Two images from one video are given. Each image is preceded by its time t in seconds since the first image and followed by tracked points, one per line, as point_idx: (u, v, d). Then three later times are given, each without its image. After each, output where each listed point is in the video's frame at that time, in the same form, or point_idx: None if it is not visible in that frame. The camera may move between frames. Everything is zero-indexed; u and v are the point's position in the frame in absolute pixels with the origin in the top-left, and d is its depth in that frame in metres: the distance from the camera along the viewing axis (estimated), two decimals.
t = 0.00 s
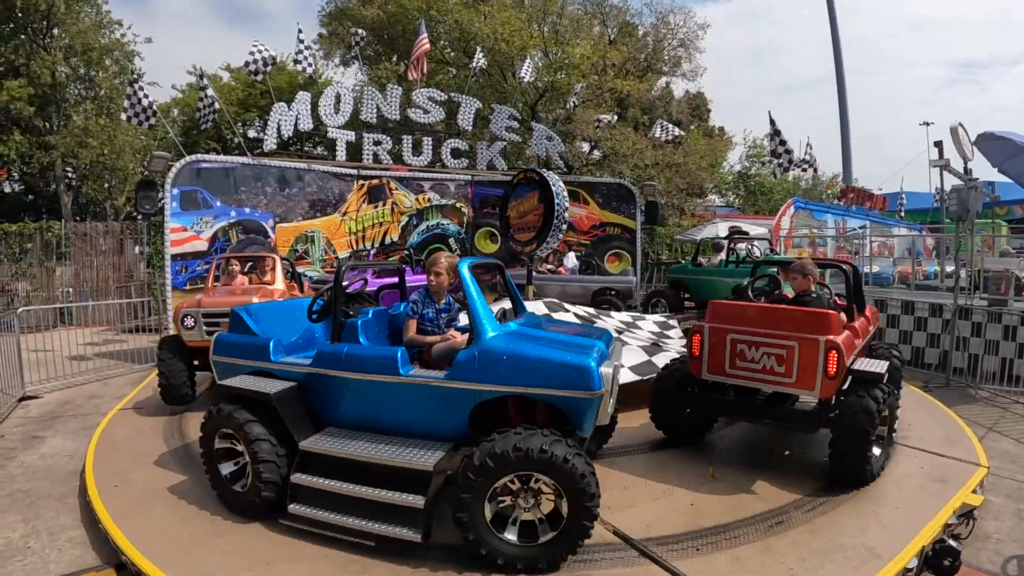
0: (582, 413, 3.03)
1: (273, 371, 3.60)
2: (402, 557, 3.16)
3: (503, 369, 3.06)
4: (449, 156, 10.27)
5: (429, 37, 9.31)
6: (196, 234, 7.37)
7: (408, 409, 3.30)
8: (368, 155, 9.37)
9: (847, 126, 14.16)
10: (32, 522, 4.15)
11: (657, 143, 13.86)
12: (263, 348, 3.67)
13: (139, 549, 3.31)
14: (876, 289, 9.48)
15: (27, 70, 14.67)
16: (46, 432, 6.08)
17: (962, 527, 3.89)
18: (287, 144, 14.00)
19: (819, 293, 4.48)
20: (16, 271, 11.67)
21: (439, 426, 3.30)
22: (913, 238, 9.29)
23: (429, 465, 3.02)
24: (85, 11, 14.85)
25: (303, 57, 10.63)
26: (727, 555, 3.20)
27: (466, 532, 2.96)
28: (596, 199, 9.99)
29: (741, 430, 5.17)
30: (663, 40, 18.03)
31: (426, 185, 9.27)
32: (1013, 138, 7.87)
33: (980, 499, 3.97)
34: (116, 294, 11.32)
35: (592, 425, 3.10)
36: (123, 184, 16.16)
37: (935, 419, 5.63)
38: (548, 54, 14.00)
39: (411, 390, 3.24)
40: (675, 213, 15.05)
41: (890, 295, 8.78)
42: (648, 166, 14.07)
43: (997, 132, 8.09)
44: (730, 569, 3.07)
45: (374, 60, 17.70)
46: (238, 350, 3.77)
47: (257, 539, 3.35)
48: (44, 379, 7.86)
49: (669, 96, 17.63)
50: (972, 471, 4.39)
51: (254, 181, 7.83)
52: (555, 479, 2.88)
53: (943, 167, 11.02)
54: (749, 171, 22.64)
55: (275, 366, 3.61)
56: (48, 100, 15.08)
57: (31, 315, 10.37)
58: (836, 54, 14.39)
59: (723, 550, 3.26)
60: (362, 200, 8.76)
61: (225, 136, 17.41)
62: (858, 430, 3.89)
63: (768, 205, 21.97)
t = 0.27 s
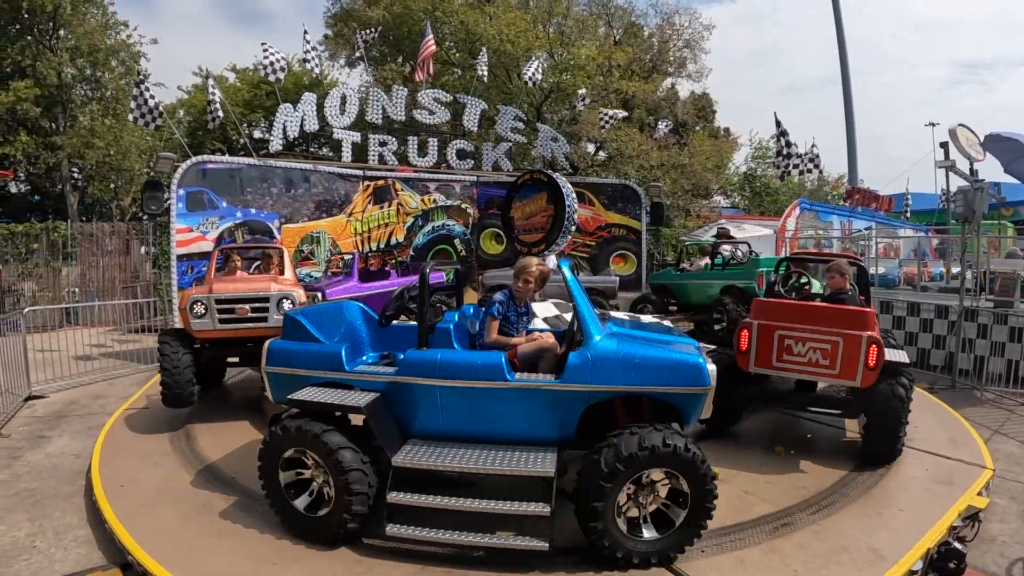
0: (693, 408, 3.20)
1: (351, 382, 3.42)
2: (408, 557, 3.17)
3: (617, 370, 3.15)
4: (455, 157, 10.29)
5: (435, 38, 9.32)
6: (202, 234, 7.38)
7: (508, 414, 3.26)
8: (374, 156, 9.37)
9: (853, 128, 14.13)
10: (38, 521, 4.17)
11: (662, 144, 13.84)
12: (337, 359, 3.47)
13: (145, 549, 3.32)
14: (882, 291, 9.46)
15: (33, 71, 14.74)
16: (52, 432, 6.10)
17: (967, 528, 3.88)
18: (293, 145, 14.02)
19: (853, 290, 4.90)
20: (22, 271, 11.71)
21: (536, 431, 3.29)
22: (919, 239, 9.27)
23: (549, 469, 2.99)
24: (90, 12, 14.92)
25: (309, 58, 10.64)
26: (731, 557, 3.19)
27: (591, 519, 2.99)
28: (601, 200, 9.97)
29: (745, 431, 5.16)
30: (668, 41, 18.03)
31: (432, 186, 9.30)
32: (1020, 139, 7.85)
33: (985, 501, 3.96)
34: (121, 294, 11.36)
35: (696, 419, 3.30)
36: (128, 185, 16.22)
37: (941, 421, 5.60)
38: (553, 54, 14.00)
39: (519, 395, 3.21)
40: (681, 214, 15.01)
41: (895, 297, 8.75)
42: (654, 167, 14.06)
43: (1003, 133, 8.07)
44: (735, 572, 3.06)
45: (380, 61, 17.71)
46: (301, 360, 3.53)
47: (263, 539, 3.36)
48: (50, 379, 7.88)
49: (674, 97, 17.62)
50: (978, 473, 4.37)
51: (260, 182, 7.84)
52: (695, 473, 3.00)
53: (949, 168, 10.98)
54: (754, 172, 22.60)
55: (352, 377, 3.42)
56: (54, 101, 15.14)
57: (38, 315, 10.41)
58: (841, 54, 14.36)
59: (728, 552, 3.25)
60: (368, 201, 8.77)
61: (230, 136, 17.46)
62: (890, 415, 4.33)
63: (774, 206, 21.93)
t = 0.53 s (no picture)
0: (784, 401, 3.39)
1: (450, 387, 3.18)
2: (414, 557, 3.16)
3: (727, 367, 3.27)
4: (463, 159, 10.30)
5: (444, 40, 9.33)
6: (210, 235, 7.40)
7: (614, 414, 3.25)
8: (382, 157, 9.39)
9: (862, 129, 14.07)
10: (47, 519, 4.19)
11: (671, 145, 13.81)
12: (433, 367, 3.20)
13: (152, 548, 3.32)
14: (891, 292, 9.42)
15: (43, 72, 14.85)
16: (61, 431, 6.13)
17: (976, 532, 3.85)
18: (301, 146, 14.08)
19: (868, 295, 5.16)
20: (32, 270, 11.78)
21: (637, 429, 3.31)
22: (928, 241, 9.21)
23: (673, 464, 3.03)
24: (100, 14, 15.03)
25: (318, 59, 10.68)
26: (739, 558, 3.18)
27: (713, 500, 3.10)
28: (610, 201, 9.94)
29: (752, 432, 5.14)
30: (676, 42, 18.00)
31: (440, 187, 9.30)
32: None
33: (994, 505, 3.93)
34: (130, 294, 11.42)
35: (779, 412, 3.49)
36: (137, 185, 16.32)
37: (950, 423, 5.57)
38: (561, 55, 14.02)
39: (633, 394, 3.22)
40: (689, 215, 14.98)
41: (904, 298, 8.71)
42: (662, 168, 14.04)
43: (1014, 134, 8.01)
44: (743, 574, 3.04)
45: (388, 62, 17.76)
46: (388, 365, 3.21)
47: (270, 539, 3.36)
48: (59, 378, 7.93)
49: (682, 98, 17.59)
50: (987, 476, 4.34)
51: (268, 183, 7.86)
52: (803, 458, 3.20)
53: (958, 169, 10.91)
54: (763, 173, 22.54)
55: (452, 382, 3.19)
56: (64, 102, 15.23)
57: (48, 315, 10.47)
58: (851, 55, 14.30)
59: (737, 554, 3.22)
60: (376, 202, 8.78)
61: (239, 137, 17.53)
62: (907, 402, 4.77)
63: (782, 207, 21.89)
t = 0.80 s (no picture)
0: (850, 391, 3.72)
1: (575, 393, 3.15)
2: (426, 558, 3.16)
3: (810, 362, 3.56)
4: (472, 159, 10.31)
5: (453, 41, 9.34)
6: (221, 235, 7.44)
7: (716, 410, 3.45)
8: (392, 157, 9.41)
9: (872, 130, 13.99)
10: (57, 518, 4.21)
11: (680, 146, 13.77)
12: (560, 371, 3.13)
13: (163, 547, 3.33)
14: (901, 294, 9.36)
15: (54, 74, 14.95)
16: (71, 430, 6.17)
17: (986, 535, 3.81)
18: (311, 147, 14.12)
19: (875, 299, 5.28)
20: (43, 270, 11.85)
21: (731, 423, 3.52)
22: (938, 242, 9.15)
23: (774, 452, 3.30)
24: (110, 16, 15.13)
25: (328, 61, 10.71)
26: (750, 560, 3.16)
27: (815, 482, 3.32)
28: (619, 202, 9.92)
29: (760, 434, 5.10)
30: (685, 42, 17.96)
31: (450, 188, 9.30)
32: None
33: (1005, 508, 3.89)
34: (141, 294, 11.48)
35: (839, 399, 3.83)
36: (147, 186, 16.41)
37: (961, 426, 5.53)
38: (571, 56, 14.02)
39: (735, 390, 3.43)
40: (698, 216, 14.93)
41: (915, 300, 8.65)
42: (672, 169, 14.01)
43: None
44: None
45: (397, 63, 17.79)
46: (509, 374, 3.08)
47: (279, 539, 3.36)
48: (69, 377, 7.98)
49: (691, 99, 17.54)
50: (998, 480, 4.30)
51: (278, 184, 7.89)
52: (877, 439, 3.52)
53: (969, 170, 10.84)
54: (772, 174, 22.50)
55: (577, 387, 3.14)
56: (74, 103, 15.31)
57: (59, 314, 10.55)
58: (861, 55, 14.22)
59: (747, 556, 3.20)
60: (386, 202, 8.80)
61: (249, 138, 17.60)
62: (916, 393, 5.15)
63: (792, 208, 21.81)
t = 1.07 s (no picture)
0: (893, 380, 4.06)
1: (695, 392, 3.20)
2: (433, 558, 3.16)
3: (871, 355, 3.84)
4: (483, 160, 10.32)
5: (463, 42, 9.35)
6: (231, 236, 7.47)
7: (798, 402, 3.62)
8: (402, 158, 9.43)
9: (882, 131, 13.93)
10: (67, 516, 4.24)
11: (690, 147, 13.74)
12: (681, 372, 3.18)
13: (173, 546, 3.34)
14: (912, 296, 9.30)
15: (66, 75, 15.06)
16: (81, 428, 6.20)
17: (997, 538, 3.77)
18: (322, 148, 14.17)
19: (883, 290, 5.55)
20: (54, 270, 11.92)
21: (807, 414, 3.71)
22: (949, 243, 9.08)
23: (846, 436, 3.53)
24: (120, 18, 15.24)
25: (339, 62, 10.76)
26: (761, 562, 3.13)
27: (886, 454, 3.61)
28: (629, 203, 9.90)
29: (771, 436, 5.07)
30: (695, 43, 17.93)
31: (460, 188, 9.30)
32: None
33: (1016, 511, 3.85)
34: (151, 294, 11.55)
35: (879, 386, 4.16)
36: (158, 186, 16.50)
37: (972, 429, 5.48)
38: (580, 57, 14.03)
39: (816, 381, 3.64)
40: (708, 216, 14.88)
41: (925, 301, 8.59)
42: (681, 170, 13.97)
43: None
44: None
45: (407, 64, 17.82)
46: (636, 374, 3.08)
47: (287, 538, 3.36)
48: (80, 376, 8.03)
49: (701, 99, 17.50)
50: (1009, 483, 4.25)
51: (288, 184, 7.92)
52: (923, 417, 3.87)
53: (980, 170, 10.76)
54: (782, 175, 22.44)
55: (698, 385, 3.22)
56: (85, 104, 15.41)
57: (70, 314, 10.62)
58: (871, 55, 14.15)
59: (759, 557, 3.18)
60: (396, 203, 8.81)
61: (259, 139, 17.69)
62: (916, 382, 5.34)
63: (802, 209, 21.73)
